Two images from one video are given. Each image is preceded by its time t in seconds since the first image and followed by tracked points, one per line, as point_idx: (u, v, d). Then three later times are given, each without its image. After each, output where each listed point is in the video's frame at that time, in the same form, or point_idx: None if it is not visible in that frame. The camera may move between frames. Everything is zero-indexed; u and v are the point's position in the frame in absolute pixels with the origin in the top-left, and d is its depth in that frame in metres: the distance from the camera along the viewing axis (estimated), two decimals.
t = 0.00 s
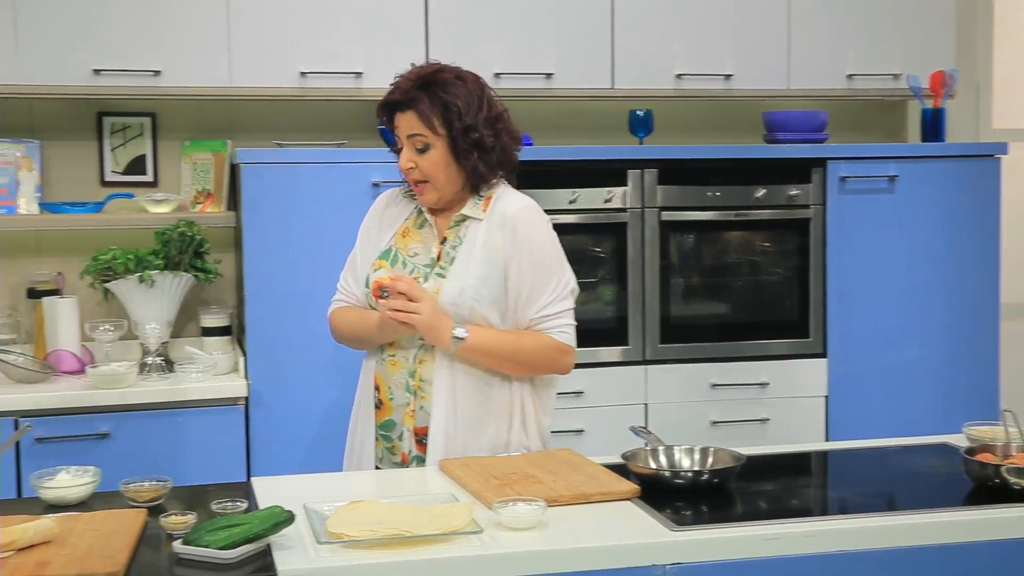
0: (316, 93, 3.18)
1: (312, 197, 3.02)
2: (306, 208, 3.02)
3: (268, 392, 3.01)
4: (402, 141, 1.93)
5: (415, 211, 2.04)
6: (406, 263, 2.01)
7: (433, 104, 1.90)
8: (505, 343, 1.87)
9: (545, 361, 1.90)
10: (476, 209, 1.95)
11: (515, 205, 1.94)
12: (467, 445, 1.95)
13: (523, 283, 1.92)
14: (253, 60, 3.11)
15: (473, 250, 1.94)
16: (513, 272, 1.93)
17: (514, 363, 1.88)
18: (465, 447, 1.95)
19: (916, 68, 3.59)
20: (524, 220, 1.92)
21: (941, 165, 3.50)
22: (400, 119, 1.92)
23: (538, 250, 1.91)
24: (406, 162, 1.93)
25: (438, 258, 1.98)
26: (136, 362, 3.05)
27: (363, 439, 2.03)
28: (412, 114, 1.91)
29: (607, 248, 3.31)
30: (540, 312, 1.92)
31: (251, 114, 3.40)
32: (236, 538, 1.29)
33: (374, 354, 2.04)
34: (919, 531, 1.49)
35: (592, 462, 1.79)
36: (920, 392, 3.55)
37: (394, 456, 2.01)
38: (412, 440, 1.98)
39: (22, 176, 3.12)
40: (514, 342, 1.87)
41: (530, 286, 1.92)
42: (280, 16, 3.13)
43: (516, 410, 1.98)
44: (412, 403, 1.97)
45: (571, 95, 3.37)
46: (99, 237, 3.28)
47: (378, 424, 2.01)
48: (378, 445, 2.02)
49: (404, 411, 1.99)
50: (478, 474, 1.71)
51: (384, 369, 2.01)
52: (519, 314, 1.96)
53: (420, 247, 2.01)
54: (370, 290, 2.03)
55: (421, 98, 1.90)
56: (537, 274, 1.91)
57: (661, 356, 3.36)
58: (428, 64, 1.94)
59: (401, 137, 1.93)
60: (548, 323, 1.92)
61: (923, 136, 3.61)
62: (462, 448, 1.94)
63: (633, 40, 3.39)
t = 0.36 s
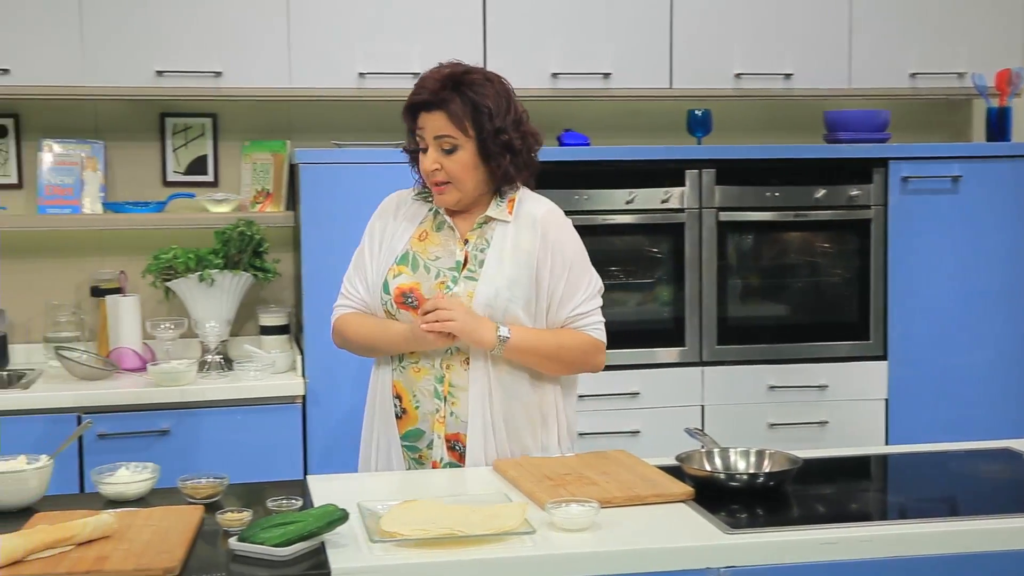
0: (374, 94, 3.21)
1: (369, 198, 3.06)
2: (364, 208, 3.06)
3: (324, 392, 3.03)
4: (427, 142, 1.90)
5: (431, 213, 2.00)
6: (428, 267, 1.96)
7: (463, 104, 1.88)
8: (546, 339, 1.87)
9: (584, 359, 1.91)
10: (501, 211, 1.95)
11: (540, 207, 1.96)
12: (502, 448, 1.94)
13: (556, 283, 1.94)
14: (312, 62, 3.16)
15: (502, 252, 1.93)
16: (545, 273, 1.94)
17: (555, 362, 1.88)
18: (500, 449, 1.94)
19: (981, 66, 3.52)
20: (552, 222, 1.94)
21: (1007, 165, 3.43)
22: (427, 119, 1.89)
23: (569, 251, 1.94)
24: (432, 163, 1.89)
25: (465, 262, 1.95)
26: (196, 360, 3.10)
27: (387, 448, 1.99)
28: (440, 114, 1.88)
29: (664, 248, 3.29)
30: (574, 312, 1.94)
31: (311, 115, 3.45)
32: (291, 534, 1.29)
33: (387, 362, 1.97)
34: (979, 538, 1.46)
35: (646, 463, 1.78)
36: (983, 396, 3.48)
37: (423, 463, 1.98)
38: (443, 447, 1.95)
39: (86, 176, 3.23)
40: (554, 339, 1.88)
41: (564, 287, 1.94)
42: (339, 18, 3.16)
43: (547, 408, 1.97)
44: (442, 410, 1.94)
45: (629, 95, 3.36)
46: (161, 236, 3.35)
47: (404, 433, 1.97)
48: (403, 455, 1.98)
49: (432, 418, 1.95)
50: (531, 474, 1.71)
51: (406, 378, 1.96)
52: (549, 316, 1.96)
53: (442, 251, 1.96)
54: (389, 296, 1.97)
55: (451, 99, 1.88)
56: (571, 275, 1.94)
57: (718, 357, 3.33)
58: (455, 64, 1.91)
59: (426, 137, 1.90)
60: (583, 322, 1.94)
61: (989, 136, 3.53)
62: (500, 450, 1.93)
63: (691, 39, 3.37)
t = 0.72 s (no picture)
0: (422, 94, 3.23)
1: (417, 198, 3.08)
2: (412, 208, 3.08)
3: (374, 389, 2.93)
4: (412, 129, 1.87)
5: (404, 218, 1.97)
6: (410, 273, 1.93)
7: (453, 92, 1.88)
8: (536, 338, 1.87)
9: (571, 354, 1.91)
10: (478, 210, 1.94)
11: (515, 204, 1.97)
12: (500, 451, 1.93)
13: (538, 280, 1.95)
14: (361, 62, 3.19)
15: (484, 253, 1.93)
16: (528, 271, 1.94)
17: (544, 359, 1.88)
18: (497, 454, 1.92)
19: None
20: (529, 219, 1.95)
21: None
22: (415, 105, 1.87)
23: (548, 247, 1.95)
24: (417, 150, 1.86)
25: (447, 266, 1.94)
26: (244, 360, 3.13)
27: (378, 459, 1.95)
28: (429, 101, 1.87)
29: (711, 249, 3.26)
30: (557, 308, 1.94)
31: (360, 115, 3.49)
32: (335, 532, 1.29)
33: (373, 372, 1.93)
34: None
35: (692, 465, 1.75)
36: None
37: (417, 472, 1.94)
38: (439, 455, 1.91)
39: (137, 176, 3.30)
40: (542, 336, 1.87)
41: (546, 284, 1.95)
42: (387, 19, 3.19)
43: (537, 409, 1.98)
44: (436, 416, 1.91)
45: (677, 95, 3.34)
46: (211, 235, 3.40)
47: (396, 442, 1.93)
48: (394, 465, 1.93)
49: (426, 426, 1.91)
50: (575, 475, 1.69)
51: (395, 387, 1.92)
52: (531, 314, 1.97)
53: (421, 256, 1.94)
54: (373, 306, 1.93)
55: (442, 86, 1.88)
56: (551, 271, 1.95)
57: (766, 358, 3.30)
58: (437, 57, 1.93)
59: (412, 124, 1.87)
60: (567, 319, 1.94)
61: None
62: (497, 456, 1.92)
63: (740, 38, 3.35)
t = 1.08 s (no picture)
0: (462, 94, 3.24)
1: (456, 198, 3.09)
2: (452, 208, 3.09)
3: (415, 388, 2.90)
4: (417, 109, 1.86)
5: (386, 225, 1.92)
6: (408, 281, 1.89)
7: (462, 87, 1.93)
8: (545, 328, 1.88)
9: (572, 337, 1.94)
10: (462, 206, 1.94)
11: (499, 197, 1.98)
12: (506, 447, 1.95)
13: (533, 271, 1.97)
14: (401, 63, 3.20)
15: (480, 250, 1.92)
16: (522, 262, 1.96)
17: (549, 347, 1.88)
18: (495, 453, 1.91)
19: None
20: (514, 210, 1.97)
21: None
22: (425, 89, 1.87)
23: (535, 236, 1.97)
24: (418, 131, 1.84)
25: (446, 269, 1.91)
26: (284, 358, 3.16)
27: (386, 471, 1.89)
28: (439, 89, 1.89)
29: (751, 250, 3.24)
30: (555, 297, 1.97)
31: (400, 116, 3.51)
32: (370, 532, 1.29)
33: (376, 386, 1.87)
34: None
35: (729, 468, 1.73)
36: None
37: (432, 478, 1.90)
38: (457, 458, 1.89)
39: (179, 176, 3.34)
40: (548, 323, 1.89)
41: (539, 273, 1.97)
42: (427, 19, 3.20)
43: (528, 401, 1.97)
44: (452, 421, 1.88)
45: (717, 95, 3.33)
46: (251, 235, 3.45)
47: (409, 451, 1.89)
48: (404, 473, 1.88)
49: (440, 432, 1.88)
50: (610, 477, 1.68)
51: (403, 397, 1.88)
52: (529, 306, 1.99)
53: (414, 262, 1.90)
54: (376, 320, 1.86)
55: (454, 77, 1.91)
56: (542, 259, 1.97)
57: (805, 360, 3.27)
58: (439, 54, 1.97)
59: (416, 105, 1.86)
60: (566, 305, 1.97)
61: None
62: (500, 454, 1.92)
63: (781, 37, 3.33)
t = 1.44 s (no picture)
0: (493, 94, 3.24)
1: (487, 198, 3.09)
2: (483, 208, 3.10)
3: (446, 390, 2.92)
4: (438, 112, 1.86)
5: (411, 226, 1.91)
6: (439, 280, 1.88)
7: (482, 89, 1.93)
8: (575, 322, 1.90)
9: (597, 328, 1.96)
10: (486, 205, 1.96)
11: (521, 195, 2.01)
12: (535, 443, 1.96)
13: (558, 265, 1.99)
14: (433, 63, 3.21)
15: (508, 245, 1.94)
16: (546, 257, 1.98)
17: (579, 338, 1.90)
18: (522, 451, 1.92)
19: None
20: (536, 207, 2.00)
21: None
22: (445, 92, 1.88)
23: (557, 232, 2.00)
24: (439, 134, 1.84)
25: (476, 267, 1.91)
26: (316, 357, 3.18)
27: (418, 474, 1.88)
28: (459, 91, 1.90)
29: (784, 250, 3.21)
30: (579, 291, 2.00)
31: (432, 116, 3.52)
32: (398, 531, 1.29)
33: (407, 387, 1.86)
34: None
35: (760, 470, 1.72)
36: None
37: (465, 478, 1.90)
38: (490, 457, 1.90)
39: (213, 176, 3.39)
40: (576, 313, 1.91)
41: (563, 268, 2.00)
42: (459, 19, 3.21)
43: (551, 401, 1.98)
44: (485, 419, 1.89)
45: (750, 95, 3.31)
46: (283, 234, 3.47)
47: (441, 451, 1.89)
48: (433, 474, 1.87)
49: (474, 431, 1.89)
50: (640, 478, 1.67)
51: (437, 397, 1.88)
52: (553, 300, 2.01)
53: (444, 262, 1.90)
54: (411, 320, 1.85)
55: (474, 80, 1.92)
56: (564, 254, 2.00)
57: (839, 361, 3.24)
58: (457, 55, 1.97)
59: (436, 108, 1.87)
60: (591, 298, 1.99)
61: None
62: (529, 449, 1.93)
63: (815, 37, 3.30)
